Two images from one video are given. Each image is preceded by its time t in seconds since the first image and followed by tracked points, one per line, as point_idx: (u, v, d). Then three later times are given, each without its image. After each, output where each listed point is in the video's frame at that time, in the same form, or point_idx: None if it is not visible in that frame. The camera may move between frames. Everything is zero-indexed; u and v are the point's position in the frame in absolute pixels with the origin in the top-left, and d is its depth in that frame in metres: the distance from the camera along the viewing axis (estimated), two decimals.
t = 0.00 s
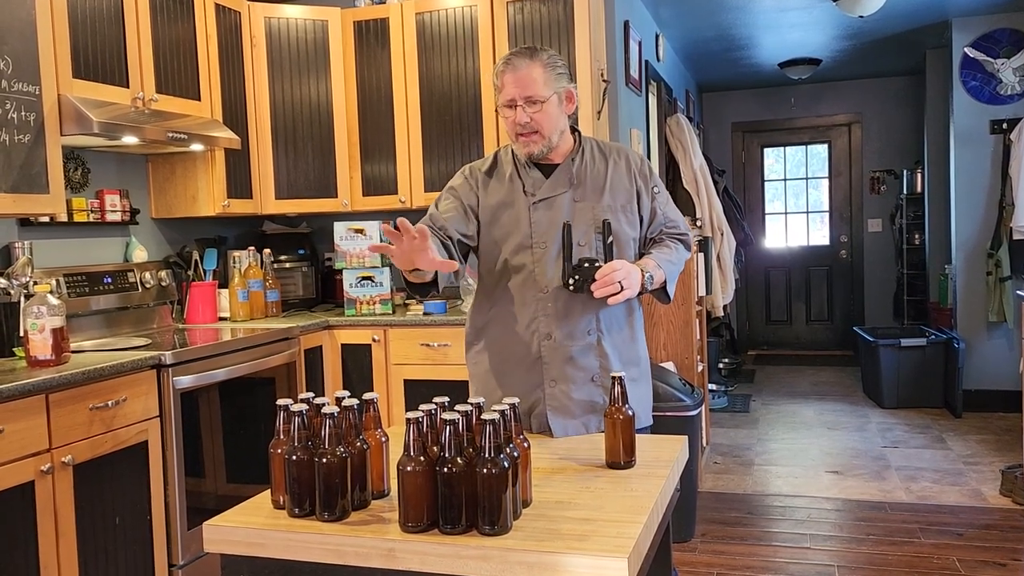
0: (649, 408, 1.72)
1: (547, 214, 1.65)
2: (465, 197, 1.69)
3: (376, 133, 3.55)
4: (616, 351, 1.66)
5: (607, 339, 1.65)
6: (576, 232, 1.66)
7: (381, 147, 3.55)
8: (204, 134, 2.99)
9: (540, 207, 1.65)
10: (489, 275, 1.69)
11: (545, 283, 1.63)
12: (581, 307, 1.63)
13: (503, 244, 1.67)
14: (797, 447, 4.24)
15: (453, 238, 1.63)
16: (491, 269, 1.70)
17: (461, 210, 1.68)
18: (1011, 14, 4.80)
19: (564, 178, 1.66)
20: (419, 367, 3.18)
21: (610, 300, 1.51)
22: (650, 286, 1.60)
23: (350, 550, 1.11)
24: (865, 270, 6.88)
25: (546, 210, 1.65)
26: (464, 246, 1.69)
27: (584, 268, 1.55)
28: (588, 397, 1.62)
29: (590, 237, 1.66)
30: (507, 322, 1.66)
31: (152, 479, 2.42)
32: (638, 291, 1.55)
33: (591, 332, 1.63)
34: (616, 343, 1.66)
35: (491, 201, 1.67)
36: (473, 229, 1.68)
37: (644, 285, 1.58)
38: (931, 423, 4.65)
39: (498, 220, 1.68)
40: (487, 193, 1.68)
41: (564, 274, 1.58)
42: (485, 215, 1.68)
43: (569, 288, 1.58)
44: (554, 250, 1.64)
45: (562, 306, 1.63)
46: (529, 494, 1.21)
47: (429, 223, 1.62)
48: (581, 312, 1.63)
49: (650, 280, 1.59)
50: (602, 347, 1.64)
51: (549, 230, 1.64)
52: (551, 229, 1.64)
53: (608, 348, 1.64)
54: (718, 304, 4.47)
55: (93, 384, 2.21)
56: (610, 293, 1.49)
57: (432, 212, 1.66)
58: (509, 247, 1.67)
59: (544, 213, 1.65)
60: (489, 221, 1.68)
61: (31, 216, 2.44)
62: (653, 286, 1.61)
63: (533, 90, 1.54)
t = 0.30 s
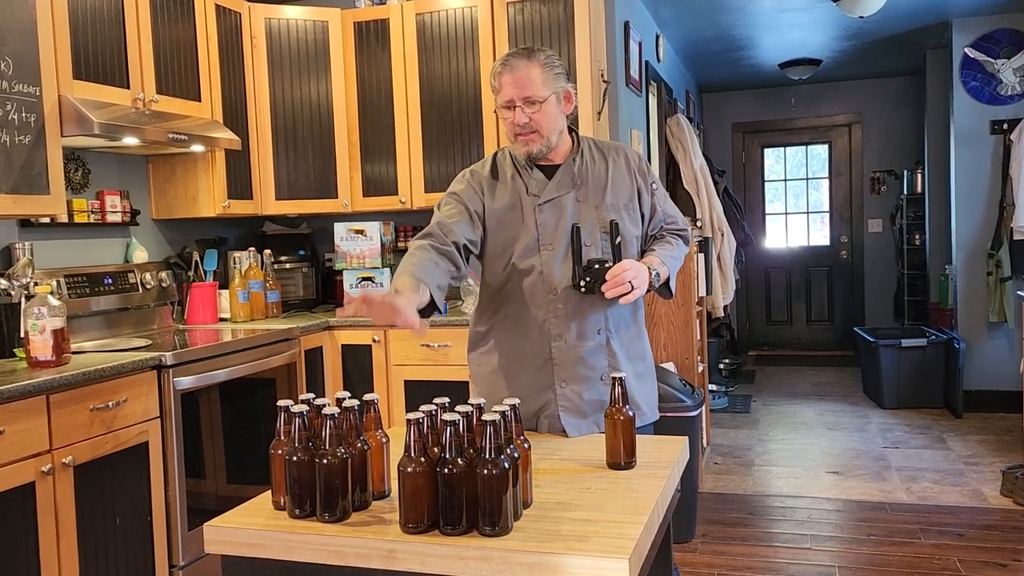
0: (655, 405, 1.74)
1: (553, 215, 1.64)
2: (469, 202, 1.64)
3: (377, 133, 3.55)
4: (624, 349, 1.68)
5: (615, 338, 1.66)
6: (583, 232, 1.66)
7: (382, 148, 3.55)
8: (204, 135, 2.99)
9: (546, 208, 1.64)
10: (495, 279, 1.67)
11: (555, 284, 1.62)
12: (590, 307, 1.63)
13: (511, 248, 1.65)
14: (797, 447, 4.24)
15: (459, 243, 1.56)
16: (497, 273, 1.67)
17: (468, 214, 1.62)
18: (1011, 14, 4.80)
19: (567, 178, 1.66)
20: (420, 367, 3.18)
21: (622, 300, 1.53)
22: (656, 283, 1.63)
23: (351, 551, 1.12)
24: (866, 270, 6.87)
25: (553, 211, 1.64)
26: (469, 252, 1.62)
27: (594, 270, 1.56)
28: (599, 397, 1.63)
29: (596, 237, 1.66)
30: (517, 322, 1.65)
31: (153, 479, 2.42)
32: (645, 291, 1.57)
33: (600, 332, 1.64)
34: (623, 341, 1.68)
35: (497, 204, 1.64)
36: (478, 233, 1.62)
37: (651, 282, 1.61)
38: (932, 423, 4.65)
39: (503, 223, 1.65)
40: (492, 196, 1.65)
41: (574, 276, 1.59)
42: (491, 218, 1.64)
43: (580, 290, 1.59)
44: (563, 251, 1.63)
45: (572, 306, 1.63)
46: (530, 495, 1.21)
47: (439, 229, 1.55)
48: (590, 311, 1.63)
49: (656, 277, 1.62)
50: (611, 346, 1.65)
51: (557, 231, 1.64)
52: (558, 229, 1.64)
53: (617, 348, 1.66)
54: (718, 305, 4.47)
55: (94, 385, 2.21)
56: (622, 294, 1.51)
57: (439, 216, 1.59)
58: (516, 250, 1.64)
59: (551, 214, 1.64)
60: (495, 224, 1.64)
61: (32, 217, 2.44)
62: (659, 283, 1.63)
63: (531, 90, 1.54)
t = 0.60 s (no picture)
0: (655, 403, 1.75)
1: (557, 217, 1.64)
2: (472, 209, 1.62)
3: (377, 134, 3.55)
4: (628, 349, 1.69)
5: (621, 339, 1.67)
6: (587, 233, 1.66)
7: (382, 148, 3.55)
8: (205, 136, 2.99)
9: (550, 211, 1.63)
10: (499, 284, 1.66)
11: (561, 286, 1.62)
12: (597, 309, 1.63)
13: (515, 252, 1.64)
14: (797, 448, 4.24)
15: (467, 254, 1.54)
16: (501, 278, 1.66)
17: (471, 223, 1.59)
18: (1011, 15, 4.81)
19: (569, 179, 1.66)
20: (420, 368, 3.18)
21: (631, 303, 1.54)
22: (662, 281, 1.64)
23: (351, 552, 1.12)
24: (866, 271, 6.87)
25: (557, 213, 1.64)
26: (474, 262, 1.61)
27: (606, 274, 1.54)
28: (604, 397, 1.64)
29: (599, 237, 1.66)
30: (523, 324, 1.65)
31: (153, 481, 2.42)
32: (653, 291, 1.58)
33: (606, 332, 1.64)
34: (626, 340, 1.68)
35: (500, 209, 1.63)
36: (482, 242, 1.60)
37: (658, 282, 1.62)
38: (932, 424, 4.65)
39: (507, 228, 1.64)
40: (495, 202, 1.64)
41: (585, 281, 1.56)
42: (494, 223, 1.63)
43: (592, 295, 1.57)
44: (568, 253, 1.63)
45: (579, 308, 1.62)
46: (529, 496, 1.21)
47: (445, 245, 1.51)
48: (596, 313, 1.63)
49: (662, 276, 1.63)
50: (616, 346, 1.66)
51: (561, 233, 1.64)
52: (563, 231, 1.64)
53: (623, 348, 1.67)
54: (718, 305, 4.48)
55: (94, 386, 2.21)
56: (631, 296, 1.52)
57: (441, 230, 1.55)
58: (521, 254, 1.64)
59: (555, 216, 1.64)
60: (499, 230, 1.63)
61: (32, 218, 2.44)
62: (664, 281, 1.65)
63: (530, 95, 1.54)
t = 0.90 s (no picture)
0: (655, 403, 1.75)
1: (556, 219, 1.64)
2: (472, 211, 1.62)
3: (376, 135, 3.55)
4: (628, 350, 1.69)
5: (620, 340, 1.67)
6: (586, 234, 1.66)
7: (381, 149, 3.55)
8: (205, 137, 2.99)
9: (549, 212, 1.63)
10: (499, 286, 1.66)
11: (560, 288, 1.62)
12: (596, 310, 1.63)
13: (514, 254, 1.64)
14: (798, 448, 4.24)
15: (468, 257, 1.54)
16: (501, 281, 1.66)
17: (470, 225, 1.59)
18: (1010, 15, 4.81)
19: (567, 180, 1.66)
20: (420, 369, 3.18)
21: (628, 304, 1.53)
22: (661, 282, 1.64)
23: (350, 553, 1.12)
24: (866, 272, 6.88)
25: (555, 215, 1.64)
26: (474, 264, 1.61)
27: (601, 275, 1.55)
28: (604, 398, 1.63)
29: (598, 238, 1.66)
30: (523, 325, 1.65)
31: (153, 482, 2.42)
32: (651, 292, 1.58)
33: (605, 333, 1.64)
34: (626, 342, 1.68)
35: (499, 211, 1.63)
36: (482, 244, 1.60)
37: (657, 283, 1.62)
38: (932, 424, 4.65)
39: (506, 229, 1.64)
40: (494, 204, 1.63)
41: (582, 284, 1.57)
42: (494, 225, 1.63)
43: (588, 298, 1.57)
44: (567, 254, 1.63)
45: (578, 309, 1.62)
46: (529, 496, 1.21)
47: (445, 246, 1.51)
48: (595, 314, 1.63)
49: (661, 278, 1.64)
50: (616, 347, 1.66)
51: (561, 234, 1.64)
52: (562, 233, 1.64)
53: (622, 349, 1.66)
54: (718, 306, 4.48)
55: (93, 387, 2.21)
56: (628, 298, 1.51)
57: (442, 230, 1.56)
58: (520, 256, 1.64)
59: (554, 217, 1.64)
60: (498, 232, 1.63)
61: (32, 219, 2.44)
62: (663, 282, 1.65)
63: (529, 88, 1.54)
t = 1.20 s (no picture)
0: (654, 404, 1.75)
1: (555, 219, 1.64)
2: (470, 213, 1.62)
3: (376, 136, 3.55)
4: (627, 351, 1.69)
5: (620, 340, 1.67)
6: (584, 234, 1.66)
7: (381, 150, 3.55)
8: (204, 138, 2.99)
9: (548, 213, 1.63)
10: (498, 289, 1.66)
11: (560, 289, 1.62)
12: (595, 310, 1.63)
13: (513, 255, 1.64)
14: (797, 449, 4.24)
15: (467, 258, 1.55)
16: (500, 283, 1.66)
17: (469, 226, 1.59)
18: (1010, 16, 4.81)
19: (565, 181, 1.66)
20: (420, 370, 3.18)
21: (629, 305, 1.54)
22: (660, 281, 1.64)
23: (350, 554, 1.11)
24: (866, 273, 6.88)
25: (554, 215, 1.64)
26: (473, 265, 1.61)
27: (601, 277, 1.55)
28: (604, 398, 1.63)
29: (596, 239, 1.66)
30: (523, 326, 1.65)
31: (153, 482, 2.42)
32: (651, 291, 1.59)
33: (605, 334, 1.64)
34: (626, 343, 1.69)
35: (498, 212, 1.63)
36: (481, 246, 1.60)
37: (656, 282, 1.62)
38: (932, 425, 4.65)
39: (505, 230, 1.64)
40: (493, 206, 1.63)
41: (581, 285, 1.57)
42: (492, 226, 1.62)
43: (588, 299, 1.57)
44: (566, 255, 1.63)
45: (577, 310, 1.63)
46: (529, 497, 1.21)
47: (443, 247, 1.51)
48: (595, 315, 1.63)
49: (660, 277, 1.64)
50: (616, 348, 1.66)
51: (559, 235, 1.64)
52: (560, 233, 1.64)
53: (622, 349, 1.67)
54: (718, 307, 4.49)
55: (93, 388, 2.21)
56: (628, 299, 1.52)
57: (441, 231, 1.56)
58: (518, 257, 1.64)
59: (552, 217, 1.64)
60: (497, 233, 1.63)
61: (32, 220, 2.44)
62: (662, 281, 1.65)
63: (529, 76, 1.58)
